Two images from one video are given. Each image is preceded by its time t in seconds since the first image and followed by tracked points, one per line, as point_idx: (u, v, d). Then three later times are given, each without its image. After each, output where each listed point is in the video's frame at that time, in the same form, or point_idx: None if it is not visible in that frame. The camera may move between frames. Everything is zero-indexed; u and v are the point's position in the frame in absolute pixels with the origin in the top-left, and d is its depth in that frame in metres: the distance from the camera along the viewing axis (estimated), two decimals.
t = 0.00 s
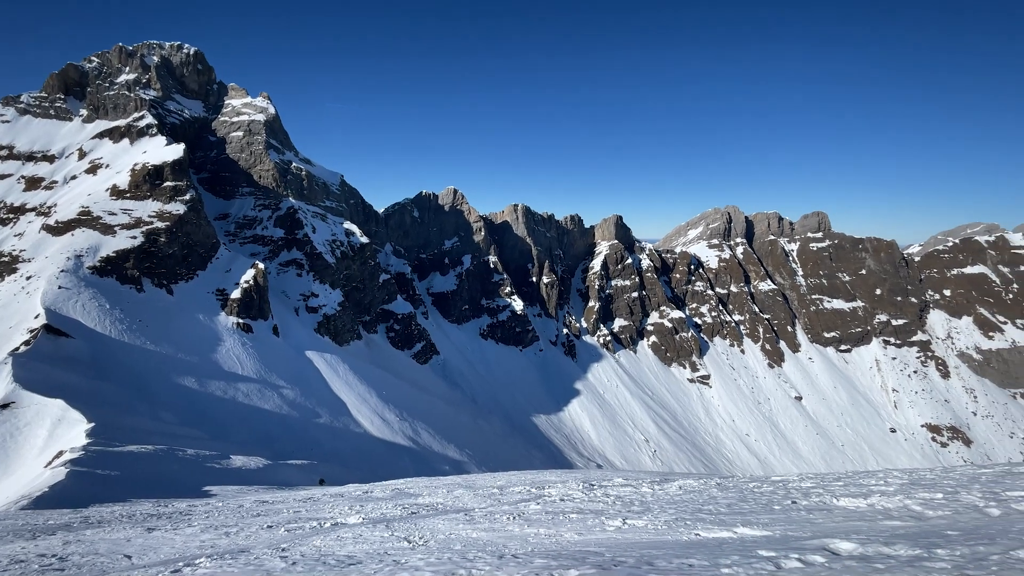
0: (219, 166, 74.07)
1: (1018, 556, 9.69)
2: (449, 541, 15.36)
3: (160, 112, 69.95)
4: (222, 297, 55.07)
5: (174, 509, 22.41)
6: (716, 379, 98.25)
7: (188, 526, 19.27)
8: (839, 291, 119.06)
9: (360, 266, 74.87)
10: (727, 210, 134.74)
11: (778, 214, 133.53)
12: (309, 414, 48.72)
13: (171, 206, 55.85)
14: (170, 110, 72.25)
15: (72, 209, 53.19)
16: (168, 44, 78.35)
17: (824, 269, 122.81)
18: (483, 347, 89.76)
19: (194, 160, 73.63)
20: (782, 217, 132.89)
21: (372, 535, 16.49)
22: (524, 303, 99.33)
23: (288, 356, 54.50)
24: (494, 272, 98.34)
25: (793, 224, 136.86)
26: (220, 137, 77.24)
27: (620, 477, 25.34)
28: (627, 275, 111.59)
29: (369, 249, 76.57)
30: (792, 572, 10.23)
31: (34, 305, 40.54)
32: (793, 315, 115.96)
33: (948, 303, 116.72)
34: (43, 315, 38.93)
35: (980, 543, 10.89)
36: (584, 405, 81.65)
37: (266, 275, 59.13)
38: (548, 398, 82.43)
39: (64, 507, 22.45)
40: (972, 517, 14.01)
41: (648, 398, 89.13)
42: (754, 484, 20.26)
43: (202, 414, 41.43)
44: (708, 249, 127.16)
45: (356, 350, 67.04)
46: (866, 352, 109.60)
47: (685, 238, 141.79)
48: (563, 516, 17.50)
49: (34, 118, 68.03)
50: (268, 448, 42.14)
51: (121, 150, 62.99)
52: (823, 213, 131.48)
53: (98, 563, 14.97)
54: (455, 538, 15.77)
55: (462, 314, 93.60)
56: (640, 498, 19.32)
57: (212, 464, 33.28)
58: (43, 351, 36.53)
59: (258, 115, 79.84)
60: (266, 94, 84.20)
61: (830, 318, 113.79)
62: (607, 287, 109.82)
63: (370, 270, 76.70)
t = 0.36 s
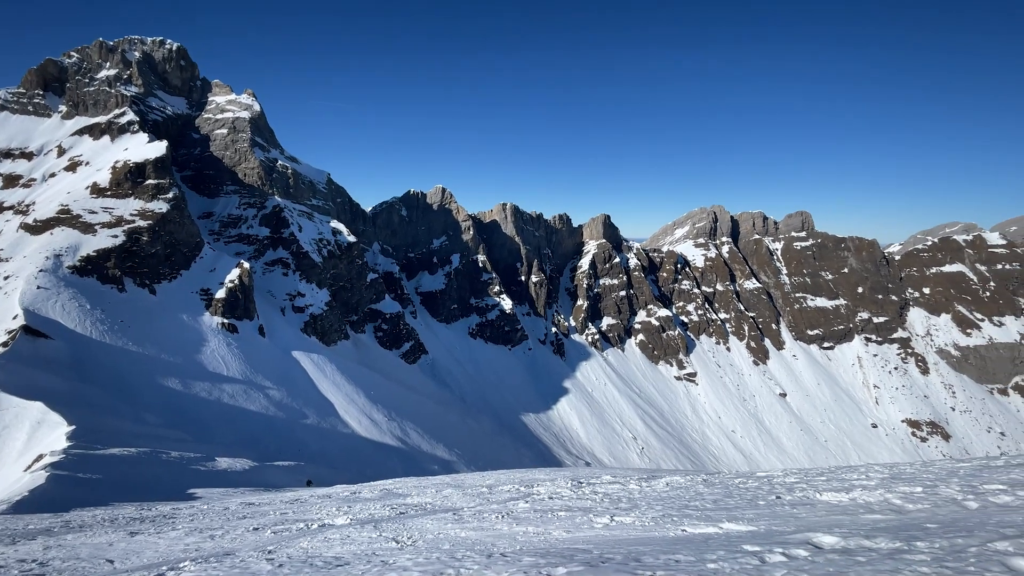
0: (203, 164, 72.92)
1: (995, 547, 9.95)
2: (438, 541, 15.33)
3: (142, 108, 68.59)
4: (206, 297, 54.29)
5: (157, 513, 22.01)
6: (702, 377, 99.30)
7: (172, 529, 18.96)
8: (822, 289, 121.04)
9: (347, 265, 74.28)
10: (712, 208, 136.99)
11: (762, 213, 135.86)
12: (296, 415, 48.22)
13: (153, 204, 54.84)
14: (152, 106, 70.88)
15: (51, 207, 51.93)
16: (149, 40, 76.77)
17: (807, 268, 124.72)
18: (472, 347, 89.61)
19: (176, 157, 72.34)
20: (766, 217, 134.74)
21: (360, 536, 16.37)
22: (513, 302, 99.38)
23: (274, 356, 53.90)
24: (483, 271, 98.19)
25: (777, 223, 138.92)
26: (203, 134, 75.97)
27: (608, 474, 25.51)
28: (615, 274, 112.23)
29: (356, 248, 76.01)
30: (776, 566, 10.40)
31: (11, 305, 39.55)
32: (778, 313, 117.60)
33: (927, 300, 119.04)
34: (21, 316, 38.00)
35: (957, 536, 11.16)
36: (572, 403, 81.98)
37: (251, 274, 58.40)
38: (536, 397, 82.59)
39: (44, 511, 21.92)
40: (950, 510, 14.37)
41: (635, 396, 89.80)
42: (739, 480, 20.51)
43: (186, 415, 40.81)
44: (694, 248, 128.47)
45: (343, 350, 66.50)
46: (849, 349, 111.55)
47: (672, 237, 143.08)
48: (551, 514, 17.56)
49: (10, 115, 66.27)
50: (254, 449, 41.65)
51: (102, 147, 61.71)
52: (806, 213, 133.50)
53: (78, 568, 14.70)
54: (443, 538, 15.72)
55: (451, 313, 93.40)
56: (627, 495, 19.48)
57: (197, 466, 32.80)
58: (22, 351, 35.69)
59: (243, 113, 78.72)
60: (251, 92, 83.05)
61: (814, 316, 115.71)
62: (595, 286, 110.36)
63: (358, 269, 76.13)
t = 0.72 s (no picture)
0: (184, 161, 71.56)
1: (969, 536, 10.25)
2: (425, 539, 15.29)
3: (120, 103, 66.94)
4: (187, 296, 53.33)
5: (138, 516, 21.61)
6: (687, 373, 100.43)
7: (153, 533, 18.62)
8: (803, 286, 123.16)
9: (333, 263, 73.54)
10: (696, 207, 137.21)
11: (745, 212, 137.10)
12: (281, 415, 47.67)
13: (132, 202, 53.67)
14: (130, 102, 69.21)
15: (25, 205, 50.53)
16: (128, 34, 74.88)
17: (789, 265, 126.91)
18: (459, 345, 89.43)
19: (156, 154, 70.80)
20: (749, 215, 136.54)
21: (346, 536, 16.29)
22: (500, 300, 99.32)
23: (258, 356, 53.20)
24: (470, 270, 97.97)
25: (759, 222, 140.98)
26: (184, 130, 74.45)
27: (595, 471, 25.64)
28: (601, 272, 112.86)
29: (342, 247, 75.27)
30: (759, 558, 10.58)
31: None
32: (760, 310, 119.45)
33: (905, 297, 121.78)
34: None
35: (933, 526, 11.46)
36: (559, 400, 82.32)
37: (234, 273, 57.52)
38: (524, 394, 82.75)
39: (21, 516, 21.35)
40: (927, 501, 14.76)
41: (622, 392, 90.51)
42: (723, 475, 20.81)
43: (168, 416, 40.10)
44: (679, 246, 129.90)
45: (329, 349, 65.85)
46: (829, 345, 113.78)
47: (657, 235, 144.24)
48: (538, 511, 17.65)
49: None
50: (238, 450, 41.11)
51: (79, 144, 60.20)
52: (788, 211, 135.56)
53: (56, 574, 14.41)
54: (430, 536, 15.69)
55: (438, 312, 93.11)
56: (613, 491, 19.67)
57: (179, 468, 32.28)
58: None
59: (225, 109, 77.30)
60: (233, 87, 81.62)
61: (795, 312, 117.88)
62: (582, 284, 110.88)
63: (343, 268, 75.38)
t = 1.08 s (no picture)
0: (162, 157, 69.99)
1: (941, 528, 10.58)
2: (410, 540, 15.21)
3: (94, 98, 65.02)
4: (166, 296, 52.21)
5: (116, 521, 21.11)
6: (670, 371, 101.61)
7: (131, 538, 18.22)
8: (782, 284, 125.40)
9: (315, 262, 72.61)
10: (679, 206, 137.98)
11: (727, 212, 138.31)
12: (263, 417, 46.96)
13: (108, 199, 52.28)
14: (105, 97, 67.28)
15: None
16: (102, 27, 72.66)
17: (769, 264, 129.25)
18: (444, 344, 89.13)
19: (132, 150, 69.08)
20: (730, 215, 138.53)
21: (330, 538, 16.17)
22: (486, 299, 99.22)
23: (239, 357, 52.33)
24: (455, 269, 97.64)
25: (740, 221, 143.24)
26: (161, 126, 72.68)
27: (580, 468, 25.76)
28: (586, 271, 113.50)
29: (325, 246, 74.40)
30: (739, 552, 10.80)
31: None
32: (741, 308, 121.40)
33: (880, 295, 124.93)
34: None
35: (907, 518, 11.82)
36: (545, 399, 82.64)
37: (214, 273, 56.48)
38: (510, 393, 82.89)
39: None
40: (900, 493, 15.22)
41: (607, 390, 91.26)
42: (705, 471, 21.12)
43: (146, 419, 39.25)
44: (662, 245, 131.28)
45: (312, 350, 65.06)
46: (808, 342, 116.18)
47: (641, 234, 145.52)
48: (523, 509, 17.72)
49: None
50: (219, 453, 40.40)
51: (51, 140, 58.47)
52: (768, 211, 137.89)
53: None
54: (415, 537, 15.63)
55: (423, 311, 92.64)
56: (598, 488, 19.85)
57: (158, 472, 31.64)
58: None
59: (204, 105, 75.69)
60: (213, 83, 79.96)
61: (775, 310, 120.00)
62: (567, 283, 111.35)
63: (326, 267, 74.50)
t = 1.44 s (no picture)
0: (141, 154, 68.51)
1: (918, 519, 10.87)
2: (397, 540, 15.16)
3: (71, 94, 63.03)
4: (146, 296, 51.22)
5: (96, 526, 20.71)
6: (656, 368, 102.58)
7: (112, 543, 17.89)
8: (765, 282, 127.19)
9: (300, 261, 71.79)
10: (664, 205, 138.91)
11: (711, 210, 139.10)
12: (247, 418, 46.32)
13: (86, 198, 51.06)
14: (82, 92, 65.31)
15: None
16: (79, 21, 70.55)
17: (752, 262, 131.18)
18: (432, 343, 88.81)
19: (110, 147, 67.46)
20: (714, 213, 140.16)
21: (316, 539, 16.04)
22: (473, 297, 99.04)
23: (223, 358, 51.55)
24: (443, 268, 97.28)
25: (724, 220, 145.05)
26: (141, 123, 71.09)
27: (567, 465, 25.89)
28: (573, 269, 114.01)
29: (309, 244, 73.61)
30: (723, 545, 10.96)
31: None
32: (725, 305, 122.98)
33: (860, 292, 127.52)
34: None
35: (886, 509, 12.12)
36: (532, 397, 82.84)
37: (197, 272, 55.57)
38: (497, 391, 82.93)
39: None
40: (879, 485, 15.59)
41: (594, 388, 91.84)
42: (690, 466, 21.39)
43: (127, 422, 38.44)
44: (648, 243, 132.40)
45: (297, 350, 64.38)
46: (790, 339, 118.06)
47: (627, 232, 146.50)
48: (511, 507, 17.80)
49: None
50: (203, 455, 39.81)
51: (25, 136, 56.71)
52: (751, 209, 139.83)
53: None
54: (402, 536, 15.61)
55: (410, 310, 92.17)
56: (585, 484, 20.03)
57: (140, 475, 31.07)
58: None
59: (184, 101, 74.21)
60: (193, 79, 78.44)
61: (759, 307, 121.74)
62: (554, 281, 111.65)
63: (311, 266, 73.70)
